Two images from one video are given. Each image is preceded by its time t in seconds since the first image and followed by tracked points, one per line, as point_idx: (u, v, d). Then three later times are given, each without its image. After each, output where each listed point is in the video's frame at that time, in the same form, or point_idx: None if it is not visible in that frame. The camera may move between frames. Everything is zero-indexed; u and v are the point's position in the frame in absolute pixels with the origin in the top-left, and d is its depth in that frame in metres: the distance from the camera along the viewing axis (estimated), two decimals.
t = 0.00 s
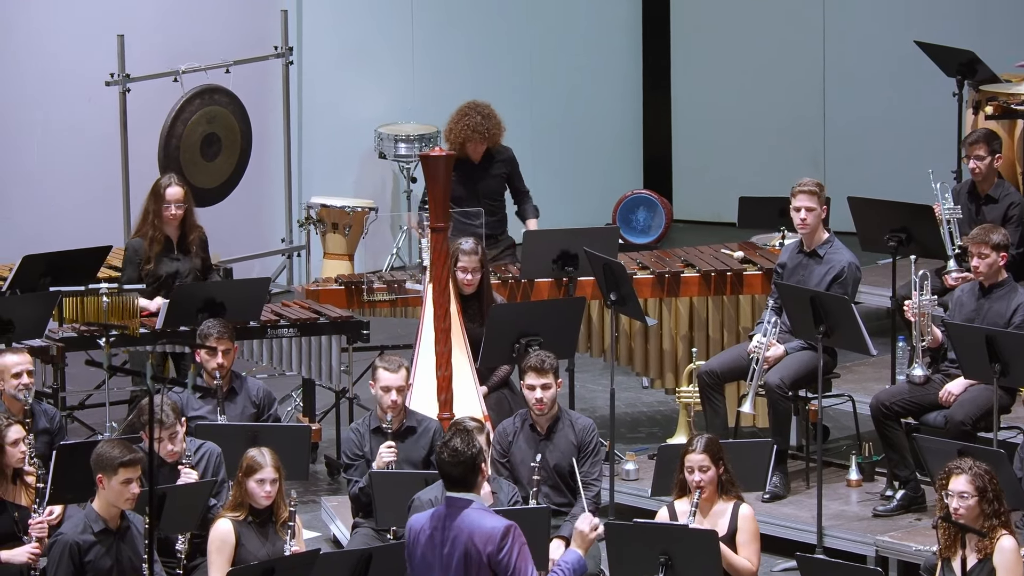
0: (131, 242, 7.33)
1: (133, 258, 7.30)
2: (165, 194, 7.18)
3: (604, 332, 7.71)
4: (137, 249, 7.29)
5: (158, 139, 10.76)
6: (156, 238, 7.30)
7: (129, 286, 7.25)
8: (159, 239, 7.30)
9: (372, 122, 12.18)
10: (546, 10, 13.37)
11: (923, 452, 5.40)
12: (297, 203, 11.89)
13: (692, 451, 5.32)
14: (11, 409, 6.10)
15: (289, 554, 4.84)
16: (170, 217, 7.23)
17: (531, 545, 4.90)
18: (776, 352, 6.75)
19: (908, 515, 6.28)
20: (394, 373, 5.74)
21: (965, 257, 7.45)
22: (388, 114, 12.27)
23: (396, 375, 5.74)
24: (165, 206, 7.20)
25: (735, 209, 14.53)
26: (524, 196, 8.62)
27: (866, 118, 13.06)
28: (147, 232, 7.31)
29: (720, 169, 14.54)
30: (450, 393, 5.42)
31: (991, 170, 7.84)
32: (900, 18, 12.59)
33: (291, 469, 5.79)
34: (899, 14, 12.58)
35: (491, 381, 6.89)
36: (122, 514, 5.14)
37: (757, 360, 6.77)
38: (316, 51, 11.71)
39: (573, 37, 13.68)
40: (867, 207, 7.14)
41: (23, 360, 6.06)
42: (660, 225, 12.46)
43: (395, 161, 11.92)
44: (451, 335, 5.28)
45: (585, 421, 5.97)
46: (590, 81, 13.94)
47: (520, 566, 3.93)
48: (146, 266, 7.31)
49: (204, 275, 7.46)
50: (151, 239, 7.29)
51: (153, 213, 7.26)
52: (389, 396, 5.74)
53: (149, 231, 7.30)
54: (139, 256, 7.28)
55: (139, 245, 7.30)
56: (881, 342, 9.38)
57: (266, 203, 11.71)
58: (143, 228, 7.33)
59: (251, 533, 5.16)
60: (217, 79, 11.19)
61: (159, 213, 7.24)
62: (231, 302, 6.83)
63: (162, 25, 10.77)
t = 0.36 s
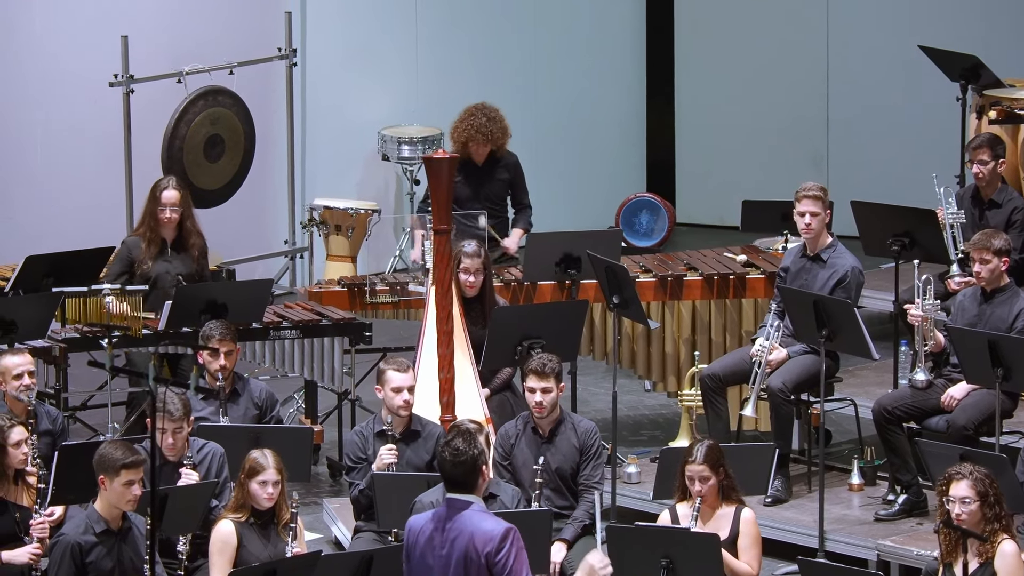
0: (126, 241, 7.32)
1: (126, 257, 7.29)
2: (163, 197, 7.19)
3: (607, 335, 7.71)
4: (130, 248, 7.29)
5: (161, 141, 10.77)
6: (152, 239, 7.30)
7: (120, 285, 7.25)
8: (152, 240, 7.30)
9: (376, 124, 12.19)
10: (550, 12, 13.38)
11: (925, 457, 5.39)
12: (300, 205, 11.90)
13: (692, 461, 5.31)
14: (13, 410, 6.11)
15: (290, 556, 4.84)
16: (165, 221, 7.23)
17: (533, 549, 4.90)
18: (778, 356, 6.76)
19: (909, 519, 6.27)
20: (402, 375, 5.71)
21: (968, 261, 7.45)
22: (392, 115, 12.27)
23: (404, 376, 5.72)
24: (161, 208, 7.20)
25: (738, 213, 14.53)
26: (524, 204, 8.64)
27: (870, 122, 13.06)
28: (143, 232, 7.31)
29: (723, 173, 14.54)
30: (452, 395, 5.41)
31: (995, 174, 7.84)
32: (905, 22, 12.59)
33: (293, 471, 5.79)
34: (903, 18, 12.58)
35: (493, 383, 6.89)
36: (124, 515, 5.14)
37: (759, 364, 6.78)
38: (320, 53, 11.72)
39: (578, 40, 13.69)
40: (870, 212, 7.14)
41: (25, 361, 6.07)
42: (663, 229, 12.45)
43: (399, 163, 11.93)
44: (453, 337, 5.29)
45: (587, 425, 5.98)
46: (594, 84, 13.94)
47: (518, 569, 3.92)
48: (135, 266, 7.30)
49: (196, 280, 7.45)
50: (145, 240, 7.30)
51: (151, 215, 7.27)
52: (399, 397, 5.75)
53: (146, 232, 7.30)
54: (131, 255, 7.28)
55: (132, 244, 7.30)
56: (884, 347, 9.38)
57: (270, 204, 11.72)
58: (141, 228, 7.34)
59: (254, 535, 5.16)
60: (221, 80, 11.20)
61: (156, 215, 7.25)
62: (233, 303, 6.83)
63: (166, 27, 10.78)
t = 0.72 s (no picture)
0: (126, 244, 7.29)
1: (127, 259, 7.27)
2: (167, 196, 7.18)
3: (610, 340, 7.70)
4: (133, 250, 7.26)
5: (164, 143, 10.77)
6: (154, 240, 7.26)
7: (126, 289, 7.23)
8: (156, 241, 7.26)
9: (380, 127, 12.20)
10: (555, 17, 13.39)
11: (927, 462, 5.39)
12: (304, 209, 11.90)
13: (697, 461, 5.32)
14: (17, 412, 6.11)
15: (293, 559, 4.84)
16: (171, 219, 7.23)
17: (536, 553, 4.90)
18: (782, 360, 6.74)
19: (912, 524, 6.27)
20: (405, 377, 5.79)
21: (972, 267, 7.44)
22: (395, 119, 12.28)
23: (406, 378, 5.80)
24: (166, 207, 7.19)
25: (742, 217, 14.52)
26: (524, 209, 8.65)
27: (874, 127, 13.06)
28: (144, 233, 7.26)
29: (727, 177, 14.54)
30: (456, 399, 5.41)
31: (999, 179, 7.84)
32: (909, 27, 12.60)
33: (296, 474, 5.79)
34: (908, 23, 12.59)
35: (496, 387, 6.89)
36: (127, 517, 5.15)
37: (763, 368, 6.75)
38: (324, 57, 11.72)
39: (582, 44, 13.69)
40: (874, 217, 7.13)
41: (27, 362, 6.07)
42: (666, 233, 12.45)
43: (403, 167, 11.94)
44: (456, 341, 5.29)
45: (590, 428, 5.98)
46: (598, 88, 13.94)
47: None
48: (140, 268, 7.28)
49: (199, 277, 7.46)
50: (147, 241, 7.26)
51: (153, 214, 7.22)
52: (402, 399, 5.81)
53: (146, 233, 7.26)
54: (135, 256, 7.25)
55: (134, 247, 7.26)
56: (887, 352, 9.37)
57: (273, 207, 11.71)
58: (138, 229, 7.28)
59: (256, 538, 5.16)
60: (225, 83, 11.20)
61: (159, 215, 7.21)
62: (237, 306, 6.82)
63: (170, 30, 10.79)
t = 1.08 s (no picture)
0: (134, 248, 7.33)
1: (135, 263, 7.29)
2: (171, 200, 7.17)
3: (612, 344, 7.69)
4: (140, 253, 7.29)
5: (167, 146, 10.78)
6: (157, 243, 7.30)
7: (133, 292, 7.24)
8: (161, 243, 7.30)
9: (382, 130, 12.20)
10: (558, 20, 13.40)
11: (929, 467, 5.38)
12: (306, 212, 11.90)
13: (699, 461, 5.33)
14: (18, 415, 6.11)
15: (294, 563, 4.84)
16: (175, 223, 7.21)
17: (538, 557, 4.89)
18: (784, 364, 6.73)
19: (914, 529, 6.26)
20: (403, 383, 5.81)
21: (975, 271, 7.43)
22: (398, 122, 12.29)
23: (405, 384, 5.82)
24: (170, 211, 7.18)
25: (744, 221, 14.52)
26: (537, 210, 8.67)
27: (877, 131, 13.07)
28: (150, 238, 7.31)
29: (729, 182, 14.53)
30: (457, 402, 5.43)
31: (1002, 183, 7.83)
32: (912, 31, 12.60)
33: (298, 477, 5.78)
34: (911, 27, 12.60)
35: (498, 391, 6.89)
36: (127, 520, 5.15)
37: (765, 373, 6.76)
38: (326, 60, 11.73)
39: (585, 48, 13.70)
40: (876, 222, 7.13)
41: (28, 366, 6.05)
42: (669, 237, 12.45)
43: (405, 170, 11.94)
44: (458, 344, 5.30)
45: (592, 432, 5.97)
46: (600, 92, 13.94)
47: None
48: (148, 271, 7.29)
49: (207, 282, 7.45)
50: (154, 244, 7.30)
51: (157, 218, 7.27)
52: (401, 404, 5.83)
53: (152, 235, 7.30)
54: (142, 259, 7.28)
55: (142, 250, 7.31)
56: (890, 356, 9.36)
57: (275, 210, 11.71)
58: (147, 232, 7.34)
59: (257, 541, 5.16)
60: (227, 86, 11.21)
61: (163, 218, 7.25)
62: (239, 309, 6.82)
63: (172, 32, 10.80)
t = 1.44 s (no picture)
0: (146, 251, 7.34)
1: (147, 267, 7.31)
2: (182, 203, 7.21)
3: (614, 347, 7.69)
4: (152, 258, 7.30)
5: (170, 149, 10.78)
6: (170, 247, 7.30)
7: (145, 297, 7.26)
8: (172, 248, 7.31)
9: (384, 133, 12.21)
10: (560, 24, 13.40)
11: (931, 471, 5.38)
12: (308, 215, 11.90)
13: (707, 462, 5.33)
14: (19, 417, 6.12)
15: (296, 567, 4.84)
16: (185, 227, 7.24)
17: (540, 560, 4.89)
18: (784, 368, 6.67)
19: (915, 533, 6.26)
20: (404, 387, 5.82)
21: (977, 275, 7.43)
22: (401, 126, 12.30)
23: (406, 388, 5.82)
24: (180, 214, 7.22)
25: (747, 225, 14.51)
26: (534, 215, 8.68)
27: (879, 135, 13.07)
28: (162, 242, 7.32)
29: (731, 186, 14.53)
30: (459, 406, 5.43)
31: (1005, 187, 7.82)
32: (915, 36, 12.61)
33: (301, 481, 5.78)
34: (913, 31, 12.61)
35: (500, 394, 6.89)
36: (130, 523, 5.16)
37: (767, 376, 6.73)
38: (328, 63, 11.73)
39: (587, 52, 13.71)
40: (878, 225, 7.14)
41: (32, 368, 6.06)
42: (671, 240, 12.46)
43: (407, 173, 11.94)
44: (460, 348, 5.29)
45: (594, 435, 5.96)
46: (603, 95, 13.95)
47: None
48: (160, 278, 7.31)
49: (219, 286, 7.42)
50: (166, 250, 7.31)
51: (168, 223, 7.28)
52: (403, 408, 5.84)
53: (164, 240, 7.30)
54: (154, 265, 7.29)
55: (154, 255, 7.31)
56: (892, 361, 9.35)
57: (277, 213, 11.72)
58: (160, 237, 7.33)
59: (260, 545, 5.16)
60: (229, 89, 11.21)
61: (174, 222, 7.25)
62: (242, 312, 6.82)
63: (176, 35, 10.81)
